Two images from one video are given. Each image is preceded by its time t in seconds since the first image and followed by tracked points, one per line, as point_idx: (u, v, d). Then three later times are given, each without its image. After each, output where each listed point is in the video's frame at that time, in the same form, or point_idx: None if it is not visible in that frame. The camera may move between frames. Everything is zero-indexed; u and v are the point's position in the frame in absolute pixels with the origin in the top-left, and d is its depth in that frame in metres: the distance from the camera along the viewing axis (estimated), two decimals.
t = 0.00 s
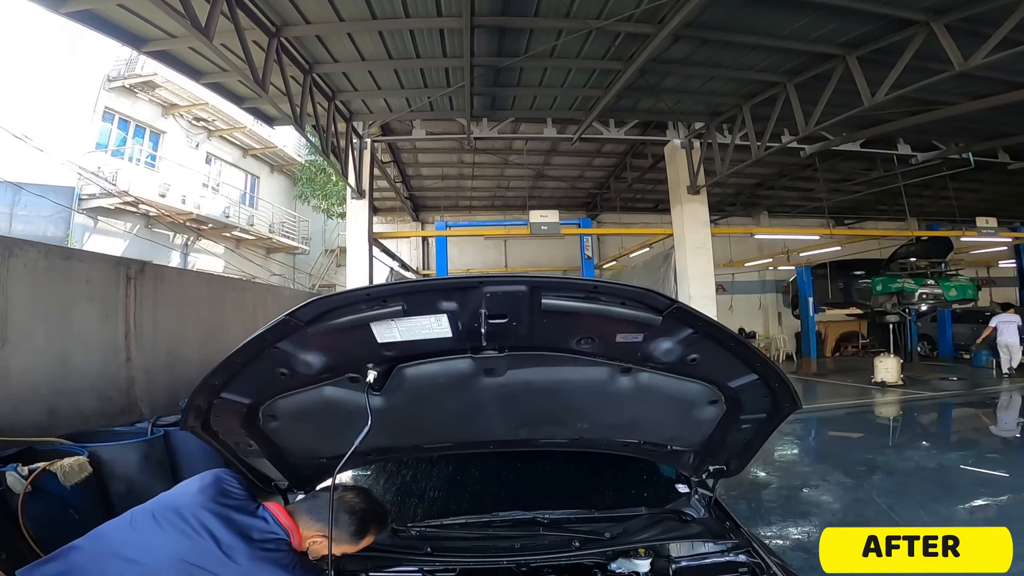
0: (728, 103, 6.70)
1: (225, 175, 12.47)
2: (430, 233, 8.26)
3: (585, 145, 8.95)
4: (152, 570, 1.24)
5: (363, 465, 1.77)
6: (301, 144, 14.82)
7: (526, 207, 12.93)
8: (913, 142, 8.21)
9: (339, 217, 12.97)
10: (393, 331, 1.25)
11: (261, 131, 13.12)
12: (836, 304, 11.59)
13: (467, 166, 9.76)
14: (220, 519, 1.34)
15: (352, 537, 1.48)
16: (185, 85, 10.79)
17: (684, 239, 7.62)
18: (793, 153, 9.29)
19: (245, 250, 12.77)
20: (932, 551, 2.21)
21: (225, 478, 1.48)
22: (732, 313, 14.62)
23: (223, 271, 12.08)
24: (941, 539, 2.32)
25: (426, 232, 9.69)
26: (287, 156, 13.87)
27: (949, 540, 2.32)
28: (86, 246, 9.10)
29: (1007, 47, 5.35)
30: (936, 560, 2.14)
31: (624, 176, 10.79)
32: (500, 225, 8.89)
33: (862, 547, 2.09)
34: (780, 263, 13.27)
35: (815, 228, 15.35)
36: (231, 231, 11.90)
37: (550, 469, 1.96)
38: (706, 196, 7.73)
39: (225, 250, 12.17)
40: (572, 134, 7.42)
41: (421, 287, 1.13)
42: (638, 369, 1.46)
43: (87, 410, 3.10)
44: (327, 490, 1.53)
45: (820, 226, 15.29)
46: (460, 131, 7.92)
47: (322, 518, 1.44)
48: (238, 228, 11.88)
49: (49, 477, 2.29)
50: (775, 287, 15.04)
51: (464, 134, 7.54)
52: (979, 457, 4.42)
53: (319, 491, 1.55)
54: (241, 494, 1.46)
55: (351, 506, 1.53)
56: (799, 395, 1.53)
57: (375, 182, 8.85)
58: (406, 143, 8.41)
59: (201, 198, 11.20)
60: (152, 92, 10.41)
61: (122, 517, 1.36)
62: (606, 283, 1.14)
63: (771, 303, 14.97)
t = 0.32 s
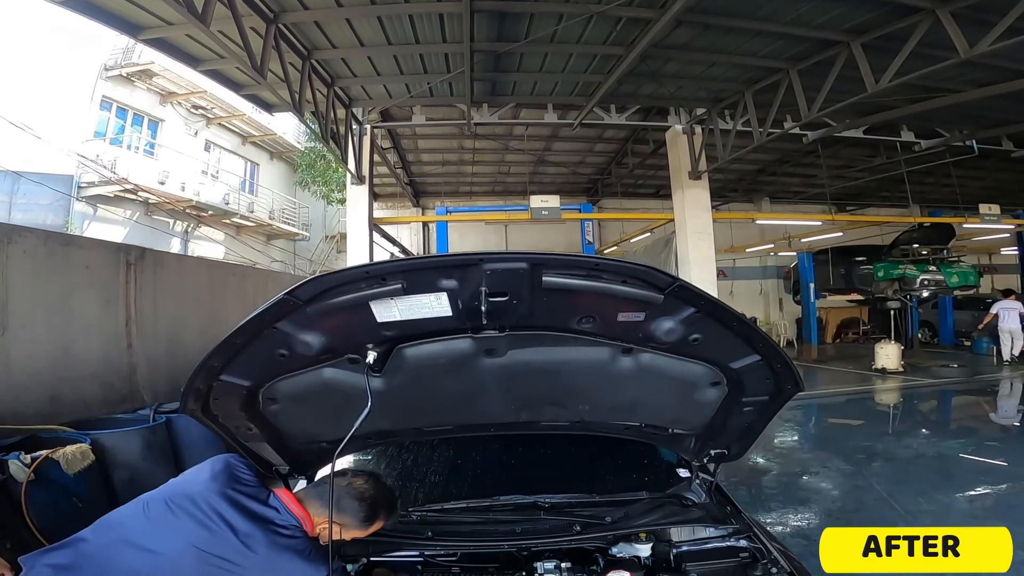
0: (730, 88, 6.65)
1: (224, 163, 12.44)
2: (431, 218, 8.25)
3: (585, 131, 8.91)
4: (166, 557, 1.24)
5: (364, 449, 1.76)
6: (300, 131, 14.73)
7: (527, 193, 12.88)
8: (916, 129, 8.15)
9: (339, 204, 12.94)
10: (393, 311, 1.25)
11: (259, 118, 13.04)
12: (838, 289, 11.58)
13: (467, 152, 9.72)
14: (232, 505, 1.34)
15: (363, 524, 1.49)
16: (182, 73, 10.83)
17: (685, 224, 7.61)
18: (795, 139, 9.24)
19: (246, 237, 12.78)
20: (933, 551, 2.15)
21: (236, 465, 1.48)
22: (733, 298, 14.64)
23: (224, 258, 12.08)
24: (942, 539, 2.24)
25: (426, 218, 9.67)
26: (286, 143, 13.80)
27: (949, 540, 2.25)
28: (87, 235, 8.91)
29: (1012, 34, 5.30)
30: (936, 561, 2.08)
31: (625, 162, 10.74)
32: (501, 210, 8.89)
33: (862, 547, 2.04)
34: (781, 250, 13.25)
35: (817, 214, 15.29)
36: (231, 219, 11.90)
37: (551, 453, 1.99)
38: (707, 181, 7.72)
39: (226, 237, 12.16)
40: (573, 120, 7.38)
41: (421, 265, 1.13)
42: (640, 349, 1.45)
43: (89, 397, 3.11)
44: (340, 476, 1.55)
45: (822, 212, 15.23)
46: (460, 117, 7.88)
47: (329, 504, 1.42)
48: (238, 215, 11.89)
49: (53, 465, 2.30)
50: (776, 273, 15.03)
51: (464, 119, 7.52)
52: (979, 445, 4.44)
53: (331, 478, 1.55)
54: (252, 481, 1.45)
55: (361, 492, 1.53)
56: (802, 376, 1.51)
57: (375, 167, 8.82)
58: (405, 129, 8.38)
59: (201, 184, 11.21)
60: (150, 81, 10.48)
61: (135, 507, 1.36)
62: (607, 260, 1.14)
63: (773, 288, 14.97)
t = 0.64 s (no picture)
0: (733, 76, 6.61)
1: (224, 152, 12.42)
2: (431, 205, 8.24)
3: (586, 118, 8.88)
4: (180, 546, 1.27)
5: (364, 434, 1.75)
6: (300, 119, 14.65)
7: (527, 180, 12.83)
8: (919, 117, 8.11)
9: (339, 192, 12.93)
10: (393, 292, 1.25)
11: (258, 106, 12.96)
12: (840, 276, 11.57)
13: (468, 139, 9.69)
14: (243, 493, 1.33)
15: (370, 512, 1.49)
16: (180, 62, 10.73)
17: (687, 211, 7.61)
18: (797, 127, 9.19)
19: (246, 225, 12.77)
20: (933, 551, 2.15)
21: (245, 451, 1.47)
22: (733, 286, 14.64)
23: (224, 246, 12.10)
24: (942, 540, 2.24)
25: (426, 205, 9.65)
26: (286, 131, 13.73)
27: (948, 539, 2.25)
28: (87, 222, 9.21)
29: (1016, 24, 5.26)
30: (936, 561, 2.08)
31: (626, 150, 10.70)
32: (501, 197, 8.87)
33: (863, 547, 2.08)
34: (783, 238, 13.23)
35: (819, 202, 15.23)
36: (231, 207, 11.89)
37: (551, 438, 1.97)
38: (708, 168, 7.70)
39: (225, 226, 12.16)
40: (574, 107, 7.34)
41: (421, 244, 1.12)
42: (641, 332, 1.45)
43: (91, 386, 3.13)
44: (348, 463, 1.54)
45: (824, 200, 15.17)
46: (460, 105, 7.84)
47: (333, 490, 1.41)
48: (238, 203, 11.88)
49: (55, 453, 2.30)
50: (777, 260, 15.01)
51: (465, 106, 7.50)
52: (979, 434, 4.45)
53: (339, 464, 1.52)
54: (262, 468, 1.45)
55: (369, 480, 1.52)
56: (804, 360, 1.51)
57: (375, 155, 8.81)
58: (406, 117, 8.35)
59: (200, 173, 11.23)
60: (147, 70, 10.43)
61: (145, 491, 1.37)
62: (608, 240, 1.14)
63: (774, 276, 14.95)
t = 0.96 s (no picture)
0: (734, 64, 6.57)
1: (223, 141, 12.41)
2: (431, 193, 8.23)
3: (587, 105, 8.85)
4: (185, 533, 1.26)
5: (364, 420, 1.75)
6: (299, 107, 14.58)
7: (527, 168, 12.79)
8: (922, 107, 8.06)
9: (338, 180, 12.91)
10: (393, 274, 1.24)
11: (257, 96, 12.90)
12: (840, 266, 11.56)
13: (468, 127, 9.66)
14: (252, 480, 1.34)
15: (378, 501, 1.47)
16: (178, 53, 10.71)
17: (688, 198, 7.60)
18: (799, 116, 9.14)
19: (246, 214, 12.76)
20: (933, 551, 2.14)
21: (256, 443, 1.49)
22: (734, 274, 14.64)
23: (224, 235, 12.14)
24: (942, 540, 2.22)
25: (426, 193, 9.64)
26: (285, 120, 13.67)
27: (948, 539, 2.23)
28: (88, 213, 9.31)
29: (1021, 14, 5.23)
30: (937, 561, 2.07)
31: (627, 138, 10.66)
32: (500, 184, 8.86)
33: (862, 547, 2.06)
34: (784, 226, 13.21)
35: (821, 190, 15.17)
36: (231, 196, 11.89)
37: (550, 424, 1.96)
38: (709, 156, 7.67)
39: (225, 215, 12.17)
40: (574, 95, 7.32)
41: (420, 225, 1.11)
42: (643, 315, 1.44)
43: (92, 375, 3.14)
44: (356, 451, 1.51)
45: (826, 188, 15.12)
46: (460, 93, 7.80)
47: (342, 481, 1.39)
48: (238, 192, 11.86)
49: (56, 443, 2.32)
50: (778, 248, 15.00)
51: (465, 95, 7.46)
52: (978, 424, 4.45)
53: (348, 453, 1.52)
54: (273, 460, 1.47)
55: (378, 469, 1.50)
56: (807, 345, 1.50)
57: (375, 143, 8.81)
58: (405, 105, 8.32)
59: (199, 162, 11.25)
60: (145, 60, 10.41)
61: (155, 479, 1.38)
62: (608, 220, 1.13)
63: (775, 264, 14.95)
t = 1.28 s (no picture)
0: (735, 52, 6.54)
1: (222, 131, 12.39)
2: (431, 181, 8.22)
3: (587, 94, 8.83)
4: (197, 523, 1.26)
5: (365, 407, 1.75)
6: (298, 97, 14.50)
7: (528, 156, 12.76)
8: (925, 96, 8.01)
9: (338, 170, 12.90)
10: (392, 258, 1.24)
11: (256, 86, 12.85)
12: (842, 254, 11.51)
13: (468, 116, 9.63)
14: (263, 472, 1.34)
15: (385, 495, 1.41)
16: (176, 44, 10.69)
17: (689, 185, 7.61)
18: (800, 105, 9.09)
19: (246, 204, 12.74)
20: (933, 551, 2.05)
21: (267, 432, 1.49)
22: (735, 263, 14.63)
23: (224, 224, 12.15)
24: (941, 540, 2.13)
25: (426, 182, 9.63)
26: (284, 110, 13.61)
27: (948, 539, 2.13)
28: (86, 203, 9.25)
29: None
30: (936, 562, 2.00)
31: (627, 127, 10.62)
32: (500, 172, 8.84)
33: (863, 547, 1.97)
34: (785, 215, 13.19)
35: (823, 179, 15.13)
36: (230, 185, 11.87)
37: (551, 411, 1.97)
38: (710, 144, 7.64)
39: (225, 205, 12.16)
40: (574, 84, 7.29)
41: (419, 207, 1.11)
42: (644, 298, 1.44)
43: (93, 365, 3.16)
44: (362, 443, 1.44)
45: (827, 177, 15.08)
46: (460, 82, 7.76)
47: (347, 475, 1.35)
48: (237, 182, 11.85)
49: (59, 433, 2.32)
50: (779, 237, 14.98)
51: (464, 83, 7.43)
52: (979, 413, 4.45)
53: (355, 445, 1.45)
54: (283, 450, 1.47)
55: (385, 462, 1.43)
56: (809, 329, 1.50)
57: (374, 132, 8.80)
58: (405, 94, 8.30)
59: (198, 153, 11.25)
60: (141, 52, 10.41)
61: (167, 469, 1.37)
62: (609, 202, 1.12)
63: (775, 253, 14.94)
